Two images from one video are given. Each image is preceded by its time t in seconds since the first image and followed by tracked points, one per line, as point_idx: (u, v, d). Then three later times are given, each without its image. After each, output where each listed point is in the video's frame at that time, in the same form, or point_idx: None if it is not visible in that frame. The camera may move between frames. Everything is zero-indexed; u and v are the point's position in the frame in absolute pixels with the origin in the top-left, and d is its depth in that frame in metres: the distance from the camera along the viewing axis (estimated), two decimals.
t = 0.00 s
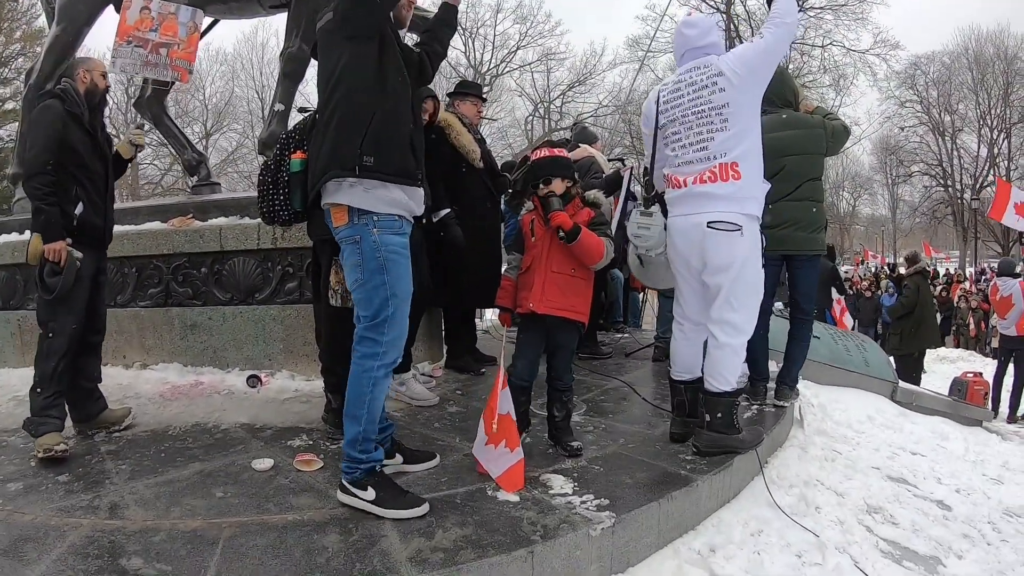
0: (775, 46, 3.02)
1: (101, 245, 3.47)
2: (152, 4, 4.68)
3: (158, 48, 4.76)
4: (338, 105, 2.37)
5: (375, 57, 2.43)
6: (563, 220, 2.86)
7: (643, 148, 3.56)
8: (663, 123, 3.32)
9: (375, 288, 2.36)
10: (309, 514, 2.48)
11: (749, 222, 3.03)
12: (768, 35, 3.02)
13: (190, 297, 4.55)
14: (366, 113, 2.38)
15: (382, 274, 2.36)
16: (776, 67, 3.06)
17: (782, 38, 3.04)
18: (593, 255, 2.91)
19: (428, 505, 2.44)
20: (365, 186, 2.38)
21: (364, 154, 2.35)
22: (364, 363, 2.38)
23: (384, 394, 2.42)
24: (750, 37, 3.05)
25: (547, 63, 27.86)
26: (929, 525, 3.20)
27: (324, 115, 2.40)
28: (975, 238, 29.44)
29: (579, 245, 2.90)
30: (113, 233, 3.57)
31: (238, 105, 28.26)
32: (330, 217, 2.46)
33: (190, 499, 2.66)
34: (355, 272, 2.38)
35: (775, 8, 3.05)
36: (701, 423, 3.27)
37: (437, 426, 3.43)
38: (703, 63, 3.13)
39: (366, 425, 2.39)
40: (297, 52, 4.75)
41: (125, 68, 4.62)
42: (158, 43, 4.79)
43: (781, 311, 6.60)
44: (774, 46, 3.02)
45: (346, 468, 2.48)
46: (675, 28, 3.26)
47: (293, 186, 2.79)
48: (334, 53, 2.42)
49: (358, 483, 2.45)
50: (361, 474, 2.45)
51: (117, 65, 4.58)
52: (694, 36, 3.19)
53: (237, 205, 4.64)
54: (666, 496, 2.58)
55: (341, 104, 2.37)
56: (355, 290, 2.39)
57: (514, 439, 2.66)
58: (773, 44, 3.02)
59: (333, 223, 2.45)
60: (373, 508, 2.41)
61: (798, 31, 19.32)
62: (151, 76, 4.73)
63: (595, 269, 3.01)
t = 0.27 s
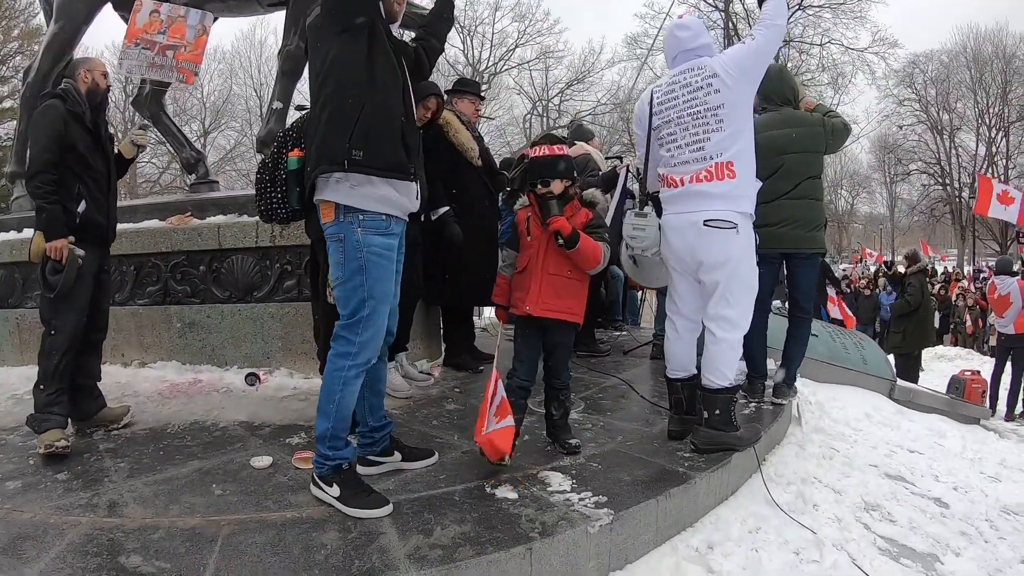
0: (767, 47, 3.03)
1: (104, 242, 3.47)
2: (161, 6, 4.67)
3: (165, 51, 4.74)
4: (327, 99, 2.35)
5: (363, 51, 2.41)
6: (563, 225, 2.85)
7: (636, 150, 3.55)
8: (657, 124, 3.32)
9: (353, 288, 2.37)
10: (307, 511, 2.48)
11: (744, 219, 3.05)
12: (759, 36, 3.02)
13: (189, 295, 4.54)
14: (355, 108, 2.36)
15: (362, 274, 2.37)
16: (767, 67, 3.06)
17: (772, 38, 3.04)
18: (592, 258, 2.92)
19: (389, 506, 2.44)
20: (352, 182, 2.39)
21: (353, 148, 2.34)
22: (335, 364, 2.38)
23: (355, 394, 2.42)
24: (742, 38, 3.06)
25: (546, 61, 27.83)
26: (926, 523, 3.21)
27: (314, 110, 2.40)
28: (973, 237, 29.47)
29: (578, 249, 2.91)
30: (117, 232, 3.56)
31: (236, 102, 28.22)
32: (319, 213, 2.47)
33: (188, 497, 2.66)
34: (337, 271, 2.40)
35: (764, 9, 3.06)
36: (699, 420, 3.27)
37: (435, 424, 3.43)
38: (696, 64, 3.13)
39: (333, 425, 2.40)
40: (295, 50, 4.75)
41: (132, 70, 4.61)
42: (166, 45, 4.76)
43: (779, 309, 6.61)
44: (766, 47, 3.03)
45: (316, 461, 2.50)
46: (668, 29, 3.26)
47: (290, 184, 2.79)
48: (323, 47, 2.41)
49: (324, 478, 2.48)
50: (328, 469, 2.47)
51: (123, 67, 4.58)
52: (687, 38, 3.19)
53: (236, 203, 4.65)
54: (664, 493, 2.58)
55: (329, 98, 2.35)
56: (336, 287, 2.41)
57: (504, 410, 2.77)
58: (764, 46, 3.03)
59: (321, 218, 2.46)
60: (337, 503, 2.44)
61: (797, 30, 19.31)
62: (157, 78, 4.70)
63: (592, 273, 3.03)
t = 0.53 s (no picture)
0: (760, 48, 3.02)
1: (105, 239, 3.47)
2: (155, 11, 4.95)
3: (161, 52, 4.97)
4: (313, 93, 2.33)
5: (349, 44, 2.38)
6: (572, 237, 2.81)
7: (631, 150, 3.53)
8: (652, 125, 3.31)
9: (339, 286, 2.37)
10: (306, 508, 2.48)
11: (738, 217, 3.06)
12: (750, 37, 3.02)
13: (188, 293, 4.54)
14: (341, 102, 2.34)
15: (348, 271, 2.37)
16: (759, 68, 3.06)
17: (763, 39, 3.04)
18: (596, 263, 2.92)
19: (390, 502, 2.45)
20: (337, 178, 2.39)
21: (339, 142, 2.32)
22: (322, 364, 2.39)
23: (344, 393, 2.43)
24: (734, 39, 3.06)
25: (545, 59, 27.80)
26: (925, 520, 3.21)
27: (299, 105, 2.38)
28: (972, 235, 29.49)
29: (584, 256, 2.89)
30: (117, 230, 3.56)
31: (235, 100, 28.19)
32: (305, 210, 2.47)
33: (187, 495, 2.66)
34: (321, 269, 2.40)
35: (756, 9, 3.05)
36: (698, 417, 3.27)
37: (434, 422, 3.43)
38: (688, 65, 3.12)
39: (325, 425, 2.41)
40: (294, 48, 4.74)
41: (130, 72, 4.84)
42: (162, 48, 5.04)
43: (778, 307, 6.61)
44: (758, 47, 3.02)
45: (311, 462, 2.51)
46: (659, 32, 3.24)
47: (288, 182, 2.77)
48: (309, 40, 2.39)
49: (321, 478, 2.48)
50: (325, 471, 2.47)
51: (122, 69, 4.83)
52: (679, 42, 3.18)
53: (234, 201, 4.65)
54: (663, 491, 2.58)
55: (315, 91, 2.33)
56: (321, 285, 2.41)
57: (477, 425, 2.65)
58: (755, 46, 3.02)
59: (307, 216, 2.47)
60: (334, 502, 2.45)
61: (796, 28, 19.30)
62: (157, 78, 4.93)
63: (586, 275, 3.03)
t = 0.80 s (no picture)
0: (753, 48, 3.07)
1: (103, 235, 3.46)
2: (162, 10, 4.68)
3: (165, 52, 4.71)
4: (294, 89, 2.34)
5: (332, 38, 2.38)
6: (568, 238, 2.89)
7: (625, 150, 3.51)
8: (646, 124, 3.29)
9: (322, 284, 2.36)
10: (305, 505, 2.48)
11: (734, 214, 3.06)
12: (743, 37, 3.05)
13: (187, 290, 4.54)
14: (322, 99, 2.34)
15: (331, 269, 2.36)
16: (752, 66, 3.09)
17: (755, 38, 3.07)
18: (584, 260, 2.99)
19: (390, 498, 2.46)
20: (319, 175, 2.37)
21: (320, 140, 2.32)
22: (311, 364, 2.38)
23: (335, 392, 2.43)
24: (726, 38, 3.08)
25: (545, 56, 27.77)
26: (924, 517, 3.21)
27: (281, 100, 2.38)
28: (972, 232, 29.47)
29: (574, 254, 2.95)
30: (116, 228, 3.55)
31: (235, 98, 28.16)
32: (286, 207, 2.46)
33: (186, 492, 2.66)
34: (304, 267, 2.39)
35: (748, 9, 3.08)
36: (697, 413, 3.27)
37: (433, 418, 3.43)
38: (683, 64, 3.12)
39: (318, 424, 2.41)
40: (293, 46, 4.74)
41: (133, 70, 4.59)
42: (166, 47, 4.75)
43: (778, 304, 6.60)
44: (750, 47, 3.06)
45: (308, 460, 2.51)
46: (653, 32, 3.25)
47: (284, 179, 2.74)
48: (292, 35, 2.39)
49: (321, 476, 2.49)
50: (324, 468, 2.46)
51: (123, 67, 4.57)
52: (674, 41, 3.18)
53: (233, 199, 4.65)
54: (662, 487, 2.58)
55: (297, 87, 2.34)
56: (304, 283, 2.40)
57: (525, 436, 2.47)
58: (748, 45, 3.06)
59: (289, 213, 2.45)
60: (333, 499, 2.45)
61: (795, 25, 19.27)
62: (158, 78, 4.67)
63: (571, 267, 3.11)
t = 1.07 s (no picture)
0: (746, 45, 3.07)
1: (95, 235, 3.42)
2: (159, 5, 4.65)
3: (162, 46, 4.74)
4: (277, 88, 2.34)
5: (314, 34, 2.37)
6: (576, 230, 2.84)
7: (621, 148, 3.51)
8: (642, 122, 3.29)
9: (309, 283, 2.36)
10: (305, 503, 2.48)
11: (730, 211, 3.06)
12: (737, 34, 3.05)
13: (186, 290, 4.54)
14: (303, 98, 2.33)
15: (317, 268, 2.36)
16: (746, 64, 3.09)
17: (748, 36, 3.07)
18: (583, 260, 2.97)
19: (389, 495, 2.46)
20: (304, 174, 2.37)
21: (302, 139, 2.32)
22: (304, 364, 2.39)
23: (329, 391, 2.44)
24: (720, 36, 3.08)
25: (543, 53, 27.73)
26: (924, 512, 3.22)
27: (264, 100, 2.39)
28: (972, 228, 29.46)
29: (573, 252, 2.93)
30: (110, 227, 3.52)
31: (233, 98, 28.13)
32: (272, 207, 2.46)
33: (186, 490, 2.66)
34: (291, 266, 2.39)
35: (741, 6, 3.07)
36: (696, 409, 3.27)
37: (432, 415, 3.43)
38: (677, 62, 3.12)
39: (313, 424, 2.42)
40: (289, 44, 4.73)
41: (128, 66, 4.67)
42: (164, 40, 4.77)
43: (777, 299, 6.60)
44: (743, 45, 3.05)
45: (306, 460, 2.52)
46: (647, 29, 3.25)
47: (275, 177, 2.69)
48: (274, 33, 2.39)
49: (321, 474, 2.49)
50: (323, 466, 2.47)
51: (120, 63, 4.64)
52: (668, 39, 3.18)
53: (232, 198, 4.65)
54: (661, 482, 2.58)
55: (279, 87, 2.34)
56: (291, 283, 2.40)
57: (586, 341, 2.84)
58: (740, 43, 3.05)
59: (274, 212, 2.45)
60: (333, 496, 2.46)
61: (794, 21, 19.25)
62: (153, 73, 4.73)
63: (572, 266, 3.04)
